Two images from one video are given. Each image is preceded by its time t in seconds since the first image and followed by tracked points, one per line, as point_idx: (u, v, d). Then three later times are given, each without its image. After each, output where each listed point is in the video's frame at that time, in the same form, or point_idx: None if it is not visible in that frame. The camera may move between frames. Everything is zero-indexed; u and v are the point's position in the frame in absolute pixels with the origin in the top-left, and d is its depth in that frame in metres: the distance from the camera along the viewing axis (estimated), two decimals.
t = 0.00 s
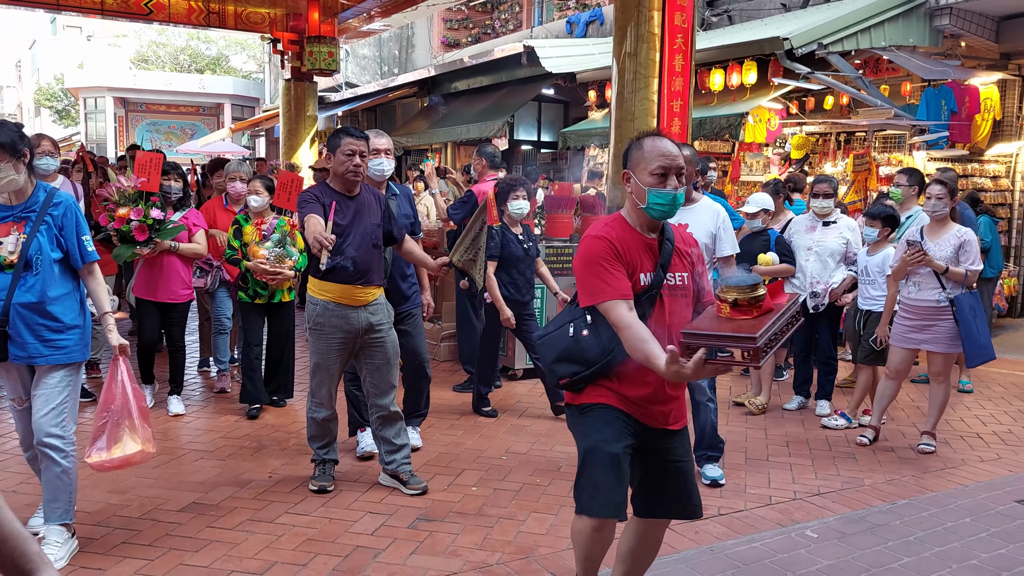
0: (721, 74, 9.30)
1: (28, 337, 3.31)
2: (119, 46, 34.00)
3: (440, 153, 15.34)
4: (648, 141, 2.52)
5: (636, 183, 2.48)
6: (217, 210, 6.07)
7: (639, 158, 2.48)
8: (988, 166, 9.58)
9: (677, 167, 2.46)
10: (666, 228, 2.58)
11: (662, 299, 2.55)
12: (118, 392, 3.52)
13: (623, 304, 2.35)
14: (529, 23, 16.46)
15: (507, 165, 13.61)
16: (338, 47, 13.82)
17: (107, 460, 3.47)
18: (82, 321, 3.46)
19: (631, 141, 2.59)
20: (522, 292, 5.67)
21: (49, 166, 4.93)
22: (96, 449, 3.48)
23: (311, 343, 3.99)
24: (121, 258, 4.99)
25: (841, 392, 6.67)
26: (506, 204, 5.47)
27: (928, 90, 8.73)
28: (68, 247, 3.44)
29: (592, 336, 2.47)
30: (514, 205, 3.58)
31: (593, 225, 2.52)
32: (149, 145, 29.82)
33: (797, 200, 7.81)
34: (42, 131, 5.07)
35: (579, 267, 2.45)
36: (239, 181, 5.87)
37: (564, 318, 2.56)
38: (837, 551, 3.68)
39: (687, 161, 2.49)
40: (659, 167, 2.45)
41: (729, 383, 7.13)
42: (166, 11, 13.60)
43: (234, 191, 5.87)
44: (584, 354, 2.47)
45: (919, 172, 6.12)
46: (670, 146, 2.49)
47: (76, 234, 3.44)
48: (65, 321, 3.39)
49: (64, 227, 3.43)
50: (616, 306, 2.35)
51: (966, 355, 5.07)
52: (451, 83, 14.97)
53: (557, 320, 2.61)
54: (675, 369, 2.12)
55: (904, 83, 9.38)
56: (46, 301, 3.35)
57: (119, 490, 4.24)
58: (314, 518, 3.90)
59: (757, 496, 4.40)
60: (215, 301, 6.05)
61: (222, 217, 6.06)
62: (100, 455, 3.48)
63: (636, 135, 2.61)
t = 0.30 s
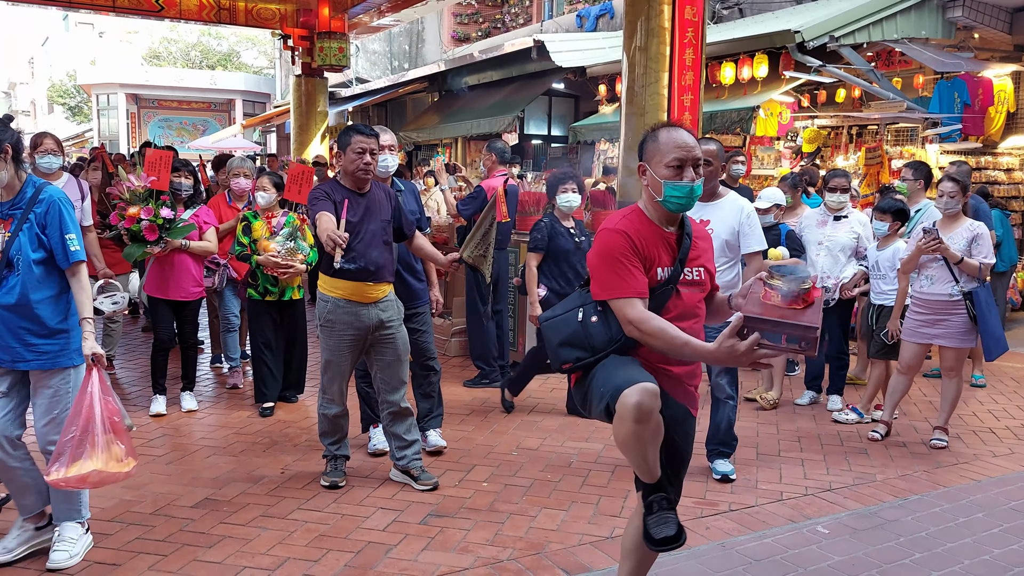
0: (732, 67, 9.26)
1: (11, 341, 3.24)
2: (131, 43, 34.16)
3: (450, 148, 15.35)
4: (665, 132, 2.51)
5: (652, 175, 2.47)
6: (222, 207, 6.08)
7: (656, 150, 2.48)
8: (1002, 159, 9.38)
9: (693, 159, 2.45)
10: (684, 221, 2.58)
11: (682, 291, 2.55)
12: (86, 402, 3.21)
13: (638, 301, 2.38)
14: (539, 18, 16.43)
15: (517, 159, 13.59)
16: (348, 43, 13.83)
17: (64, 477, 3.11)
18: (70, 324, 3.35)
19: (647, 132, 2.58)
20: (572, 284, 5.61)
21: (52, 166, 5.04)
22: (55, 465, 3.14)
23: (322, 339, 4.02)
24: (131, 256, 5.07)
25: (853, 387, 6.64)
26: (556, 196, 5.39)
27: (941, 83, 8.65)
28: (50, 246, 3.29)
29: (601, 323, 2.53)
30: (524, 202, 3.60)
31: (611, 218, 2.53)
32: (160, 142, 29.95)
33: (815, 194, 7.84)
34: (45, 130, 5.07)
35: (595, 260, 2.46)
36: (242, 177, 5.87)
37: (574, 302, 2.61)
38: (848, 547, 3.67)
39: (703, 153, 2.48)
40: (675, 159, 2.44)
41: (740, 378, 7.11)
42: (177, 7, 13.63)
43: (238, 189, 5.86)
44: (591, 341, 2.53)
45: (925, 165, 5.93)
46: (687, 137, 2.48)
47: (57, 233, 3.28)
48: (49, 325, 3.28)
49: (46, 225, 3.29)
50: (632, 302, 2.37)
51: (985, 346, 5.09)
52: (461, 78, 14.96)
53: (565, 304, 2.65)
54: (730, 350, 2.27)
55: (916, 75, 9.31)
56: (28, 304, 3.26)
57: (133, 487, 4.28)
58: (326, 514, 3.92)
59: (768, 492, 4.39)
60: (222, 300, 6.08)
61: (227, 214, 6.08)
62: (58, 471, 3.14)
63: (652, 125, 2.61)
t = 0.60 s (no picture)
0: (742, 66, 9.24)
1: None
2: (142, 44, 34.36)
3: (460, 147, 15.36)
4: (682, 138, 2.50)
5: (668, 185, 2.48)
6: (229, 209, 6.08)
7: (671, 158, 2.48)
8: (1015, 156, 9.30)
9: (710, 166, 2.45)
10: (700, 229, 2.58)
11: (699, 299, 2.55)
12: (44, 420, 3.10)
13: (657, 313, 2.34)
14: (548, 16, 16.43)
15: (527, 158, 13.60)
16: (359, 43, 13.86)
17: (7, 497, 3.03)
18: (28, 338, 3.23)
19: (664, 138, 2.58)
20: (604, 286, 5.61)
21: (59, 169, 5.06)
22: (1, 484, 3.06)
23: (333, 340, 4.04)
24: (140, 258, 5.15)
25: (864, 386, 6.62)
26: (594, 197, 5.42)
27: (952, 80, 8.59)
28: (9, 258, 3.15)
29: (614, 338, 2.53)
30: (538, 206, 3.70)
31: (628, 225, 2.47)
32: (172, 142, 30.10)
33: (827, 194, 7.83)
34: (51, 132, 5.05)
35: (612, 269, 2.41)
36: (250, 178, 5.90)
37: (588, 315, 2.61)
38: (858, 547, 3.67)
39: (721, 160, 2.47)
40: (692, 168, 2.44)
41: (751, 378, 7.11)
42: (188, 9, 13.73)
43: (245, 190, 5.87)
44: (603, 356, 2.53)
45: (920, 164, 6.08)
46: (705, 143, 2.46)
47: (18, 244, 3.14)
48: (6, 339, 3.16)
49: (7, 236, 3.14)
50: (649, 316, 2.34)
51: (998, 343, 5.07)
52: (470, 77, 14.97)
53: (579, 316, 2.66)
54: (759, 321, 2.24)
55: (928, 72, 9.26)
56: None
57: (146, 487, 4.32)
58: (337, 514, 3.95)
59: (778, 492, 4.39)
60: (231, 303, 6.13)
61: (235, 215, 6.08)
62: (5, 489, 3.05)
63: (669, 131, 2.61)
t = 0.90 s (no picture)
0: (748, 66, 9.20)
1: None
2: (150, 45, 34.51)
3: (466, 148, 15.37)
4: (681, 154, 2.27)
5: (667, 207, 2.25)
6: (239, 211, 6.10)
7: (669, 178, 2.25)
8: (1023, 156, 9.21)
9: (712, 186, 2.22)
10: (702, 253, 2.34)
11: (710, 322, 2.31)
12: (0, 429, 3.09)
13: (678, 345, 2.07)
14: (555, 16, 16.43)
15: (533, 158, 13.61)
16: (365, 44, 13.86)
17: None
18: None
19: (658, 157, 2.35)
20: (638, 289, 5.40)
21: (69, 170, 5.17)
22: None
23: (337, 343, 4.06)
24: (143, 260, 5.17)
25: (871, 387, 6.60)
26: (619, 201, 5.34)
27: (960, 80, 8.57)
28: None
29: (634, 379, 2.19)
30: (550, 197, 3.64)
31: (632, 250, 2.21)
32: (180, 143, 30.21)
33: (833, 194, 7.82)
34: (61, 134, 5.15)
35: (622, 301, 2.13)
36: (262, 180, 5.94)
37: (601, 355, 2.28)
38: (864, 548, 3.67)
39: (723, 179, 2.26)
40: (692, 188, 2.21)
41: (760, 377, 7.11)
42: (195, 10, 13.82)
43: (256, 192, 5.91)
44: (625, 400, 2.20)
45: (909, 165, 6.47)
46: (704, 161, 2.24)
47: None
48: None
49: None
50: (672, 349, 2.06)
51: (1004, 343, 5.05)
52: (477, 77, 14.98)
53: (589, 356, 2.33)
54: (782, 331, 1.96)
55: (935, 71, 9.24)
56: None
57: (156, 487, 4.36)
58: (344, 514, 3.97)
59: (784, 493, 4.39)
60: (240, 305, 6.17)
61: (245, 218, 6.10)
62: None
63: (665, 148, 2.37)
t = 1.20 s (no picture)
0: (751, 67, 9.15)
1: None
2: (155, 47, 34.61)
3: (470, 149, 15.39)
4: (674, 148, 2.02)
5: (658, 210, 2.01)
6: (253, 213, 6.04)
7: (663, 176, 2.00)
8: None
9: (712, 187, 1.99)
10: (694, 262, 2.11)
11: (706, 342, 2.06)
12: None
13: (681, 369, 1.81)
14: (558, 18, 16.47)
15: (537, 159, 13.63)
16: (369, 46, 13.86)
17: None
18: None
19: (647, 153, 2.10)
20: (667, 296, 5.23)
21: (81, 172, 5.20)
22: None
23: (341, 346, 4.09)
24: (144, 263, 5.15)
25: (874, 389, 6.60)
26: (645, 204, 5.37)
27: (964, 82, 8.59)
28: None
29: (626, 412, 1.90)
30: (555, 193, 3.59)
31: (621, 257, 1.93)
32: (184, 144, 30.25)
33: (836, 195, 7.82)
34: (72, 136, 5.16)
35: (615, 318, 1.84)
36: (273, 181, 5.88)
37: (584, 384, 1.96)
38: (867, 550, 3.67)
39: (723, 178, 2.02)
40: (689, 188, 1.98)
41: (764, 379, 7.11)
42: (200, 12, 13.99)
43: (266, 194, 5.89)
44: (616, 435, 1.91)
45: (899, 168, 6.69)
46: (703, 157, 1.98)
47: None
48: None
49: None
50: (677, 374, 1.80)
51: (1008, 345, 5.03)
52: (481, 78, 15.00)
53: (569, 383, 2.00)
54: (808, 367, 1.74)
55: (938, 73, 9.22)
56: None
57: (161, 487, 4.38)
58: (349, 515, 3.99)
59: (787, 494, 4.40)
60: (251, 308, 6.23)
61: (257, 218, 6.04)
62: None
63: (657, 142, 2.12)
